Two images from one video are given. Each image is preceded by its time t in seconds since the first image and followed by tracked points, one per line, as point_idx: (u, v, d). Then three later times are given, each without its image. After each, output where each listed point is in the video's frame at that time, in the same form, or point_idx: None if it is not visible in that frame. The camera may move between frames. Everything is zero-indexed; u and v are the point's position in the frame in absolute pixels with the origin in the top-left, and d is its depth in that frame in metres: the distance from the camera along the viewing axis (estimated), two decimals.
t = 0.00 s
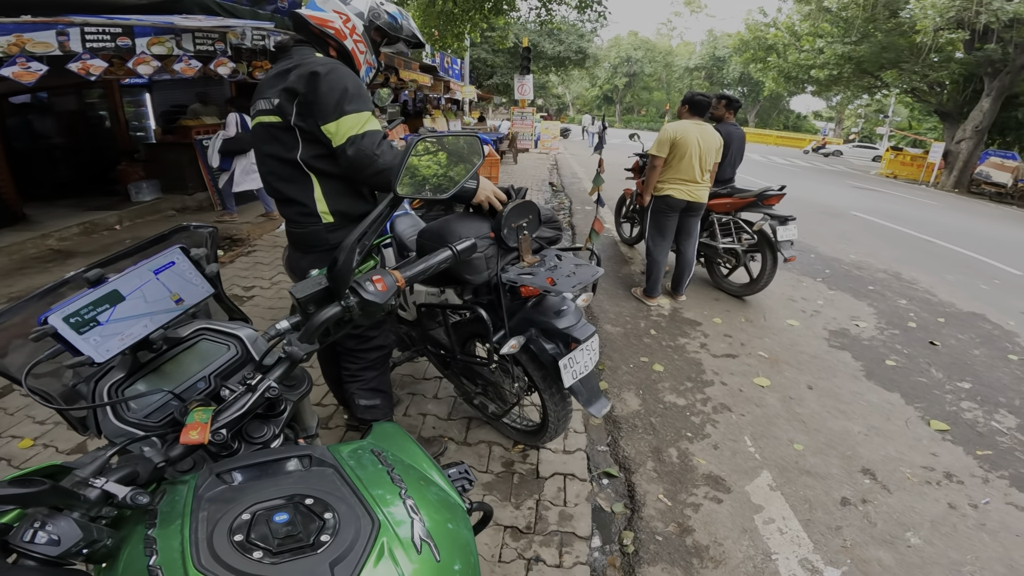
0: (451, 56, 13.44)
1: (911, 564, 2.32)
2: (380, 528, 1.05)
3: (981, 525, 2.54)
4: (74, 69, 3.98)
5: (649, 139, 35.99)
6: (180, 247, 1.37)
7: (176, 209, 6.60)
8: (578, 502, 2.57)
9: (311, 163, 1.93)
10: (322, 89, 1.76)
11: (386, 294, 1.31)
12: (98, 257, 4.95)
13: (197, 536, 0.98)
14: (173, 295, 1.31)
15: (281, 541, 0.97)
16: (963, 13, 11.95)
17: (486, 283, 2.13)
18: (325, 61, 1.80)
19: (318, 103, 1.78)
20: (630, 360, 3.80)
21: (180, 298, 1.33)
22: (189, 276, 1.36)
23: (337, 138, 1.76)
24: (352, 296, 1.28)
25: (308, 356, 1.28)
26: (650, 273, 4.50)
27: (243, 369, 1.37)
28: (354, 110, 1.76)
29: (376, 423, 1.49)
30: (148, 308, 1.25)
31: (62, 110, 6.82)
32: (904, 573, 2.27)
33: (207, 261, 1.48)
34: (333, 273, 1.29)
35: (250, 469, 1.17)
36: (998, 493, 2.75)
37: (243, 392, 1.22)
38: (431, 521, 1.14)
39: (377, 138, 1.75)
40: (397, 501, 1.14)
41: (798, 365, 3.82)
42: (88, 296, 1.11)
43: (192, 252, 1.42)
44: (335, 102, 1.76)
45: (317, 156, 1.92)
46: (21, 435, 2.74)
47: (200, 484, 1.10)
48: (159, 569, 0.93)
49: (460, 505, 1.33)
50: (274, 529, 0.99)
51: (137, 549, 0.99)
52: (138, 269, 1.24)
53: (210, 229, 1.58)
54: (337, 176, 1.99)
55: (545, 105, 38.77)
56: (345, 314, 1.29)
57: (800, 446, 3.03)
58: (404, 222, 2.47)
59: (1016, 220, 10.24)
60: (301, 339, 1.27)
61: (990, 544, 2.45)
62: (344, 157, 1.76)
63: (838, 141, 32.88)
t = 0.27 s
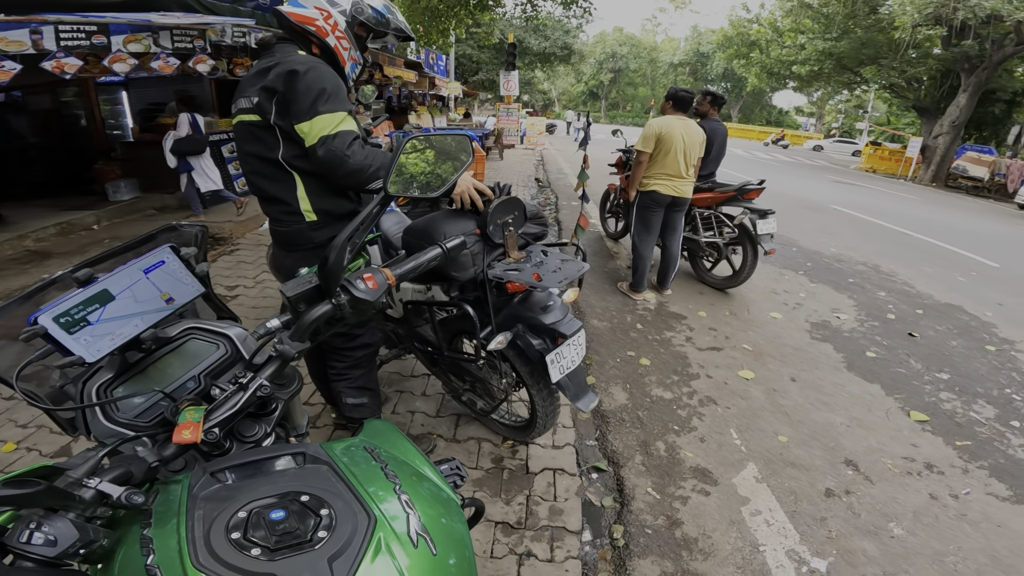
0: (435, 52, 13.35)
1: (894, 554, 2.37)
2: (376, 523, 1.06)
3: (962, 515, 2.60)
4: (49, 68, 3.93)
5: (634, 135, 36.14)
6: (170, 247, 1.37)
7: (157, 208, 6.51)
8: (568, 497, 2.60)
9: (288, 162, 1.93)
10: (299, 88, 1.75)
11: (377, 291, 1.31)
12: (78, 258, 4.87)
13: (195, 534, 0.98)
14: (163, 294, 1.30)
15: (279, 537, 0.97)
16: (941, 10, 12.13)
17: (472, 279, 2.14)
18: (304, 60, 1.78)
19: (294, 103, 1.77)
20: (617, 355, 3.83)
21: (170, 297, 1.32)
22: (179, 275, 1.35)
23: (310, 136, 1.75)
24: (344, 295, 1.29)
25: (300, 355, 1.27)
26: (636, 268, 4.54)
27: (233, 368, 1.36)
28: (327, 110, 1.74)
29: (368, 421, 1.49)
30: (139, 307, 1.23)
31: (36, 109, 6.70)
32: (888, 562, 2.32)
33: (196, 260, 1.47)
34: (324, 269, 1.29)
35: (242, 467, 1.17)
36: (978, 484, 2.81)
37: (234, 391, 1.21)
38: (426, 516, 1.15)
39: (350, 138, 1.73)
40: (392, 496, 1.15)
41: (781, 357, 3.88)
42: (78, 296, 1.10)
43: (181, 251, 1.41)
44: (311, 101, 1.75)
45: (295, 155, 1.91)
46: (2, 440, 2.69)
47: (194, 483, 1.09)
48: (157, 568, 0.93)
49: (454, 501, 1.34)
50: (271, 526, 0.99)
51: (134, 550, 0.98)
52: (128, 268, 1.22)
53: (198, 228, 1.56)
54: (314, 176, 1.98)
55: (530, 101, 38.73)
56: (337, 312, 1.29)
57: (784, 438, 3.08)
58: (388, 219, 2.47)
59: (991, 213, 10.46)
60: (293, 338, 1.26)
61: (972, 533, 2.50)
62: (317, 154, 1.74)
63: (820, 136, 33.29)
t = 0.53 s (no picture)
0: (417, 48, 13.27)
1: (874, 543, 2.40)
2: (341, 515, 1.05)
3: (939, 504, 2.63)
4: (15, 68, 3.88)
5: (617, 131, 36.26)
6: (126, 239, 1.34)
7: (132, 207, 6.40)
8: (551, 490, 2.60)
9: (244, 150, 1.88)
10: (263, 73, 1.74)
11: (343, 282, 1.29)
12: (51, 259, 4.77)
13: (153, 527, 0.97)
14: (118, 286, 1.27)
15: (238, 528, 0.97)
16: (914, 5, 12.30)
17: (448, 273, 2.13)
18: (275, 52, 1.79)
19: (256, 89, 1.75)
20: (599, 348, 3.84)
21: (126, 289, 1.29)
22: (135, 267, 1.33)
23: (258, 117, 1.71)
24: (308, 286, 1.27)
25: (264, 346, 1.27)
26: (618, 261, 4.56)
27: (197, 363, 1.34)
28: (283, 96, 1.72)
29: (339, 415, 1.48)
30: (94, 299, 1.21)
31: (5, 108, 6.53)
32: (868, 552, 2.35)
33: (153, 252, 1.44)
34: (287, 260, 1.28)
35: (206, 461, 1.15)
36: (955, 473, 2.84)
37: (196, 384, 1.20)
38: (393, 507, 1.15)
39: (300, 124, 1.70)
40: (358, 488, 1.14)
41: (760, 348, 3.92)
42: (30, 289, 1.08)
43: (138, 243, 1.39)
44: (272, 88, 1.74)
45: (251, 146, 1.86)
46: None
47: (154, 477, 1.08)
48: (114, 562, 0.93)
49: (425, 493, 1.34)
50: (231, 518, 0.98)
51: (92, 545, 0.98)
52: (81, 261, 1.20)
53: (156, 220, 1.54)
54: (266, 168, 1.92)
55: (515, 98, 38.64)
56: (301, 303, 1.28)
57: (764, 429, 3.11)
58: (365, 214, 2.44)
59: (964, 205, 10.68)
60: (256, 330, 1.25)
61: (949, 521, 2.53)
62: (260, 135, 1.70)
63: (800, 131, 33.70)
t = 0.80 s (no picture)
0: (397, 45, 13.17)
1: (855, 533, 2.42)
2: (306, 510, 1.03)
3: (918, 494, 2.67)
4: None
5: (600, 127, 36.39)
6: (77, 233, 1.29)
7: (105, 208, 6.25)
8: (535, 485, 2.60)
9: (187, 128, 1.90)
10: (225, 58, 1.81)
11: (309, 275, 1.27)
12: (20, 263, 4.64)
13: (108, 524, 0.95)
14: (70, 281, 1.23)
15: (197, 525, 0.94)
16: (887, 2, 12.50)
17: (425, 267, 2.10)
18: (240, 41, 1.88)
19: (211, 71, 1.83)
20: (581, 342, 3.85)
21: (79, 285, 1.25)
22: (88, 262, 1.28)
23: (203, 93, 1.76)
24: (272, 278, 1.24)
25: (227, 343, 1.22)
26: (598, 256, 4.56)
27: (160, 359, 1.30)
28: (234, 79, 1.78)
29: (310, 412, 1.46)
30: (44, 294, 1.17)
31: None
32: (850, 542, 2.37)
33: (107, 248, 1.41)
34: (249, 254, 1.25)
35: (168, 458, 1.13)
36: (933, 461, 2.89)
37: (157, 381, 1.17)
38: (362, 503, 1.13)
39: (245, 107, 1.75)
40: (326, 485, 1.12)
41: (740, 339, 3.96)
42: None
43: (91, 237, 1.34)
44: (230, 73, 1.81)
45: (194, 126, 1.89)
46: None
47: (112, 475, 1.05)
48: (70, 558, 0.91)
49: (398, 489, 1.32)
50: (190, 515, 0.96)
51: (47, 542, 0.97)
52: (32, 255, 1.15)
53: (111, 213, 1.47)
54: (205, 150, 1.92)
55: (497, 96, 38.57)
56: (266, 297, 1.25)
57: (745, 420, 3.14)
58: (342, 210, 2.40)
59: (936, 197, 10.91)
60: (219, 325, 1.21)
61: (929, 511, 2.57)
62: (199, 108, 1.74)
63: (779, 127, 34.15)
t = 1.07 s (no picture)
0: (381, 42, 13.04)
1: (842, 525, 2.45)
2: (283, 511, 1.02)
3: (902, 485, 2.70)
4: None
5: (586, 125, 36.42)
6: (42, 232, 1.25)
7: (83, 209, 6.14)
8: (525, 482, 2.59)
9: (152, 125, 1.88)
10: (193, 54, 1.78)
11: (284, 273, 1.24)
12: None
13: (80, 527, 0.93)
14: (35, 281, 1.19)
15: (171, 527, 0.93)
16: None
17: (408, 264, 2.08)
18: (212, 35, 1.83)
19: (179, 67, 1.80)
20: (568, 338, 3.84)
21: (44, 285, 1.20)
22: (53, 262, 1.23)
23: (161, 88, 1.72)
24: (247, 278, 1.21)
25: (201, 343, 1.19)
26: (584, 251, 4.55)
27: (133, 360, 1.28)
28: (196, 75, 1.74)
29: (290, 411, 1.44)
30: (9, 296, 1.15)
31: None
32: (836, 535, 2.39)
33: (73, 247, 1.36)
34: (221, 252, 1.22)
35: (143, 461, 1.11)
36: (915, 453, 2.93)
37: (130, 383, 1.14)
38: (343, 502, 1.11)
39: (199, 106, 1.71)
40: (305, 485, 1.11)
41: (726, 333, 3.98)
42: None
43: (56, 236, 1.28)
44: (196, 69, 1.77)
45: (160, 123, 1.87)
46: None
47: (84, 478, 1.03)
48: (43, 562, 0.89)
49: (381, 488, 1.31)
50: (163, 517, 0.94)
51: (19, 546, 0.94)
52: None
53: (78, 215, 1.45)
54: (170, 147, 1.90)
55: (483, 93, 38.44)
56: (240, 296, 1.22)
57: (731, 414, 3.15)
58: (324, 208, 2.36)
59: (915, 192, 11.08)
60: (191, 324, 1.18)
61: (912, 502, 2.60)
62: (152, 104, 1.70)
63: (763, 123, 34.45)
